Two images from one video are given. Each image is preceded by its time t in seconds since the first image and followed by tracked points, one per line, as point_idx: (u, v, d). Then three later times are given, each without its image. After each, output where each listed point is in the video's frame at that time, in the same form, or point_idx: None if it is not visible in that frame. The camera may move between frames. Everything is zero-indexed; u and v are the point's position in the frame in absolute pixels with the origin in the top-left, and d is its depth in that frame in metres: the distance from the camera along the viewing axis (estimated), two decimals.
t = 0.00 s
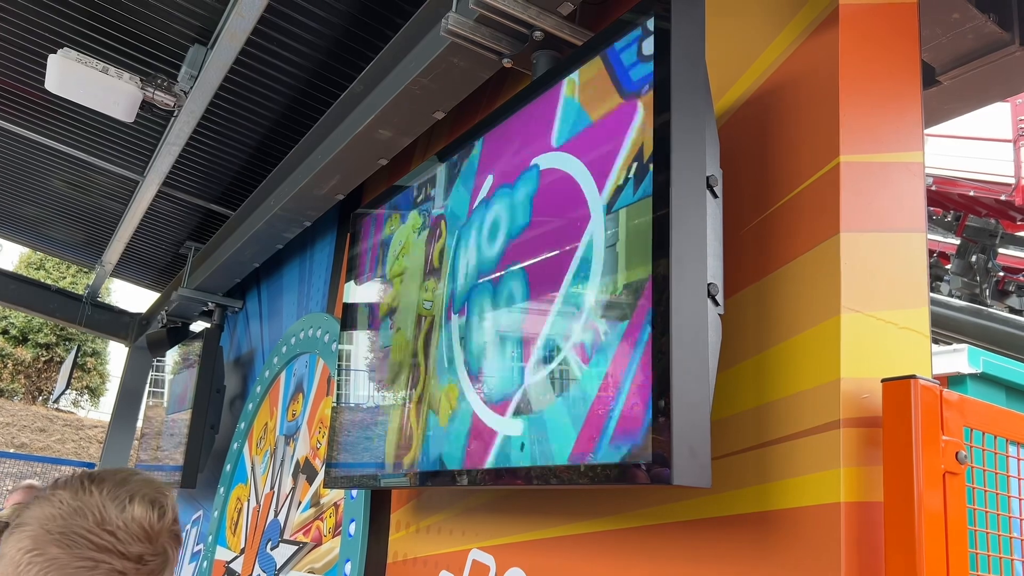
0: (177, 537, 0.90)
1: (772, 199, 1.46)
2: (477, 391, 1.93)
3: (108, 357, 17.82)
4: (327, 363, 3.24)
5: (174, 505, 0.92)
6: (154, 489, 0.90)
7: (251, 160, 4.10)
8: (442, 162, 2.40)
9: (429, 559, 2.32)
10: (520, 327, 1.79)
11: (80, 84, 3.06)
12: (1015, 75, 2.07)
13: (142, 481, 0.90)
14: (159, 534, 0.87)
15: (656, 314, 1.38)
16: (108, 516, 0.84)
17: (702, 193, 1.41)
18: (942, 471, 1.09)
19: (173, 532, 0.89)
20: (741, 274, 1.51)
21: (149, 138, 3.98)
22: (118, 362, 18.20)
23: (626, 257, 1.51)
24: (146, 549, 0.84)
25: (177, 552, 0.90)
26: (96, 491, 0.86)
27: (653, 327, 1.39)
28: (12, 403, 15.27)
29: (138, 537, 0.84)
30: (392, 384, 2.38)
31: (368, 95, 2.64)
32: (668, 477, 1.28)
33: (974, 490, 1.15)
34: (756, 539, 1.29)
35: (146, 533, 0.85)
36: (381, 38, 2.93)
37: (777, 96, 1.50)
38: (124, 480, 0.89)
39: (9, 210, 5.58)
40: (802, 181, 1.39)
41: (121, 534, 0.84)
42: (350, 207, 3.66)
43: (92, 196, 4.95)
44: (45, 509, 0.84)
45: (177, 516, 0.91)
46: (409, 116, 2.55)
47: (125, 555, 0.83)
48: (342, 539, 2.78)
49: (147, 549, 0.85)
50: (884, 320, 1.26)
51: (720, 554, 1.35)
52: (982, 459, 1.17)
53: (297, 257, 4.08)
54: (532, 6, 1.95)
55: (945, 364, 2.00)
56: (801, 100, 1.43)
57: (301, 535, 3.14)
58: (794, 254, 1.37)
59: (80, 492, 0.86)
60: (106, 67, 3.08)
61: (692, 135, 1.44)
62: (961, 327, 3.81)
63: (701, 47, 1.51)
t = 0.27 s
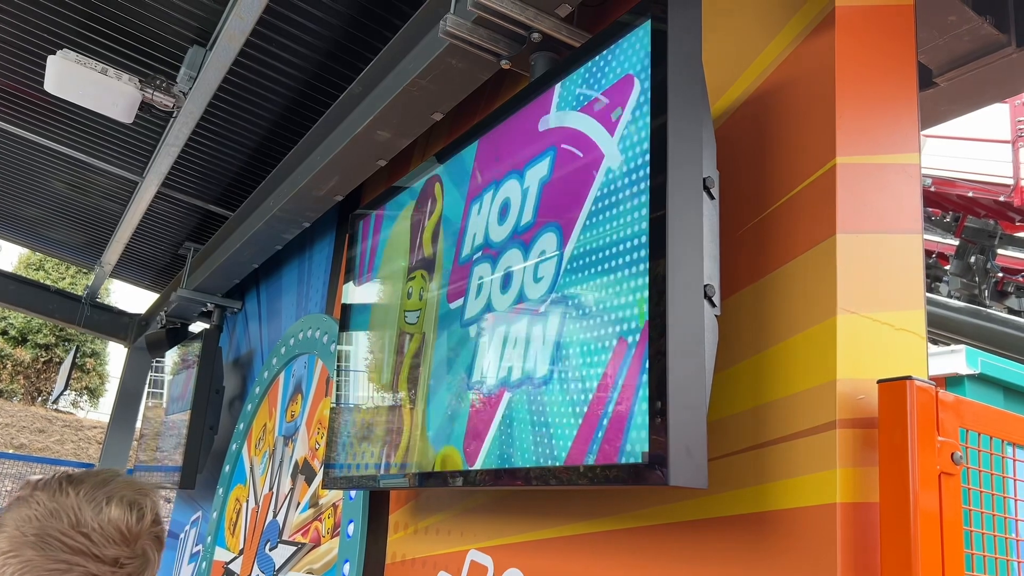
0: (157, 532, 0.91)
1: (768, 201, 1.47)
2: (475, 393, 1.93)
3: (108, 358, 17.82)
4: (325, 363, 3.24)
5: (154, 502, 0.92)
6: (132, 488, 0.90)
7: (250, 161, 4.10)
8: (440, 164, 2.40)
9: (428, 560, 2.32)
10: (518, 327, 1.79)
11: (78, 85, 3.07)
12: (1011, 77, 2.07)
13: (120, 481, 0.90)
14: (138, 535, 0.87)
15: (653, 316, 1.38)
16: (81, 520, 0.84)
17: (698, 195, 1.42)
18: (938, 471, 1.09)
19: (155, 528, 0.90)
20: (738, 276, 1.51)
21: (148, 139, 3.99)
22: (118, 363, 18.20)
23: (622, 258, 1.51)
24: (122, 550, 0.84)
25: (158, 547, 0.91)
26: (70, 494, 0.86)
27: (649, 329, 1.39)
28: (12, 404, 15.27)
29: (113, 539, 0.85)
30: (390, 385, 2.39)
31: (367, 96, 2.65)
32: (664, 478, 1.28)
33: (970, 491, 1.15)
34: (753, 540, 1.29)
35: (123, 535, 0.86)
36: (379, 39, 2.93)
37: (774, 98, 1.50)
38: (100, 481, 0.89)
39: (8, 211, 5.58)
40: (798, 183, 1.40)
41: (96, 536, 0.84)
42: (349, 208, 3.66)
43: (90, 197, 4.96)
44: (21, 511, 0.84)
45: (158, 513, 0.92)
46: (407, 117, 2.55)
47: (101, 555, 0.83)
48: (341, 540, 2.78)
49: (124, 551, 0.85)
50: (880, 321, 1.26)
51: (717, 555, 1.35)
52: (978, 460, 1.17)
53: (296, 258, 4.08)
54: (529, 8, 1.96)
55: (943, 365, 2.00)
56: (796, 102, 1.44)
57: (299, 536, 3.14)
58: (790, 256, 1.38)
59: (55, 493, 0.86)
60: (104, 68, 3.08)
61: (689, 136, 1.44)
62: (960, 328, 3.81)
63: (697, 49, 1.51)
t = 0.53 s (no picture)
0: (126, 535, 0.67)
1: (767, 203, 1.47)
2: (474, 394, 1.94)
3: (107, 358, 17.82)
4: (325, 364, 3.24)
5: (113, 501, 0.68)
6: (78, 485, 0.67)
7: (249, 162, 4.10)
8: (440, 165, 2.41)
9: (427, 560, 2.32)
10: (518, 329, 1.80)
11: (78, 87, 3.08)
12: (1009, 79, 2.08)
13: (52, 482, 0.67)
14: (67, 548, 0.63)
15: (652, 317, 1.39)
16: None
17: (697, 197, 1.42)
18: (935, 473, 1.10)
19: (98, 536, 0.64)
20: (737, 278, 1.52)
21: (147, 139, 3.99)
22: (117, 363, 18.20)
23: (622, 259, 1.52)
24: (40, 571, 0.60)
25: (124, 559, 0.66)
26: None
27: (649, 330, 1.39)
28: (11, 404, 15.28)
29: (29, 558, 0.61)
30: (390, 385, 2.39)
31: (367, 98, 2.65)
32: (663, 479, 1.29)
33: (967, 492, 1.16)
34: (751, 541, 1.30)
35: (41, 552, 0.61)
36: (379, 40, 2.94)
37: (772, 100, 1.51)
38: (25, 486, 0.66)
39: (7, 212, 5.58)
40: (797, 185, 1.40)
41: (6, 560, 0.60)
42: (348, 209, 3.67)
43: (90, 198, 4.96)
44: None
45: (122, 515, 0.68)
46: (407, 119, 2.56)
47: None
48: (341, 541, 2.78)
49: None
50: (878, 324, 1.27)
51: (715, 556, 1.35)
52: (976, 461, 1.18)
53: (295, 259, 4.09)
54: (529, 10, 1.96)
55: (941, 366, 2.00)
56: (795, 104, 1.44)
57: (299, 536, 3.15)
58: (789, 258, 1.38)
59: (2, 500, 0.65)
60: (104, 70, 3.09)
61: (688, 138, 1.45)
62: (958, 328, 3.81)
63: (696, 51, 1.52)
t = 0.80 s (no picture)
0: (108, 524, 0.80)
1: (767, 204, 1.48)
2: (474, 393, 1.95)
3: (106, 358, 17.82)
4: (325, 364, 3.25)
5: (91, 497, 0.81)
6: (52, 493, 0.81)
7: (249, 162, 4.10)
8: (440, 166, 2.41)
9: (427, 560, 2.33)
10: (519, 329, 1.81)
11: (78, 87, 3.08)
12: (1007, 80, 2.09)
13: (38, 491, 0.81)
14: (35, 555, 0.75)
15: (652, 318, 1.40)
16: None
17: (697, 199, 1.43)
18: (934, 473, 1.11)
19: (70, 530, 0.77)
20: (736, 279, 1.53)
21: (147, 140, 3.99)
22: (116, 363, 18.20)
23: (622, 260, 1.52)
24: None
25: (111, 545, 0.79)
26: None
27: (649, 331, 1.40)
28: (10, 404, 15.28)
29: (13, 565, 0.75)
30: (390, 385, 2.40)
31: (366, 98, 2.66)
32: (663, 480, 1.29)
33: (966, 492, 1.16)
34: (751, 541, 1.30)
35: (16, 558, 0.75)
36: (379, 41, 2.94)
37: (771, 102, 1.52)
38: (18, 499, 0.81)
39: (7, 212, 5.59)
40: (796, 187, 1.41)
41: None
42: (348, 209, 3.67)
43: (90, 198, 4.97)
44: None
45: (99, 508, 0.81)
46: (407, 120, 2.56)
47: None
48: (341, 541, 2.79)
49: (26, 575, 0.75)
50: (878, 325, 1.28)
51: (716, 555, 1.36)
52: (974, 461, 1.19)
53: (295, 259, 4.09)
54: (529, 12, 1.97)
55: (940, 367, 2.01)
56: (794, 106, 1.45)
57: (299, 536, 3.16)
58: (788, 259, 1.39)
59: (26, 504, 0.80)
60: (104, 70, 3.09)
61: (688, 139, 1.46)
62: (957, 329, 3.82)
63: (696, 53, 1.53)
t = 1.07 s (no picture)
0: (86, 531, 0.89)
1: (766, 203, 1.48)
2: (473, 392, 1.96)
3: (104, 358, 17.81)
4: (324, 363, 3.26)
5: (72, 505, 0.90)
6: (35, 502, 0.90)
7: (248, 162, 4.10)
8: (440, 166, 2.42)
9: (427, 559, 2.33)
10: (519, 328, 1.81)
11: (77, 85, 3.08)
12: (1005, 80, 2.10)
13: (16, 505, 0.90)
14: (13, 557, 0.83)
15: (652, 316, 1.40)
16: None
17: (696, 198, 1.43)
18: (932, 470, 1.11)
19: (46, 540, 0.85)
20: (735, 278, 1.53)
21: (146, 139, 3.99)
22: (115, 362, 18.20)
23: (621, 259, 1.53)
24: None
25: (87, 550, 0.87)
26: None
27: (648, 330, 1.41)
28: (7, 403, 15.27)
29: None
30: (389, 383, 2.40)
31: (366, 97, 2.66)
32: (662, 478, 1.30)
33: (964, 489, 1.17)
34: (750, 540, 1.31)
35: None
36: (378, 40, 2.94)
37: (770, 101, 1.52)
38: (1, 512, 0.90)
39: (6, 212, 5.59)
40: (794, 186, 1.41)
41: None
42: (347, 209, 3.68)
43: (88, 198, 4.96)
44: None
45: (76, 514, 0.89)
46: (406, 119, 2.56)
47: None
48: (341, 539, 2.79)
49: None
50: (876, 323, 1.28)
51: (715, 553, 1.37)
52: (972, 459, 1.19)
53: (294, 259, 4.10)
54: (528, 11, 1.97)
55: (937, 365, 2.01)
56: (793, 106, 1.45)
57: (298, 535, 3.16)
58: (787, 258, 1.40)
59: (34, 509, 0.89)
60: (104, 69, 3.10)
61: (687, 138, 1.46)
62: (956, 328, 3.82)
63: (695, 52, 1.53)
